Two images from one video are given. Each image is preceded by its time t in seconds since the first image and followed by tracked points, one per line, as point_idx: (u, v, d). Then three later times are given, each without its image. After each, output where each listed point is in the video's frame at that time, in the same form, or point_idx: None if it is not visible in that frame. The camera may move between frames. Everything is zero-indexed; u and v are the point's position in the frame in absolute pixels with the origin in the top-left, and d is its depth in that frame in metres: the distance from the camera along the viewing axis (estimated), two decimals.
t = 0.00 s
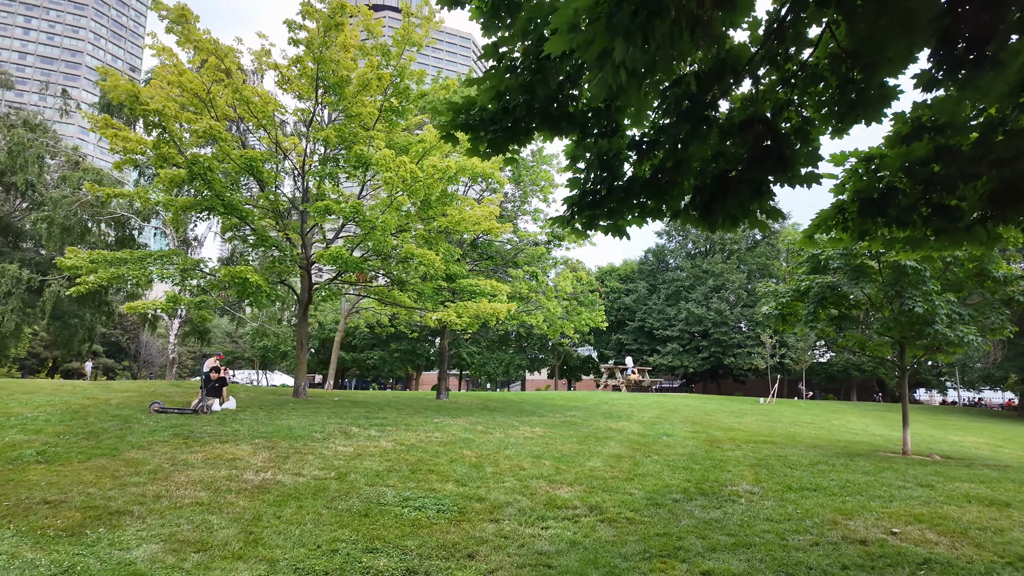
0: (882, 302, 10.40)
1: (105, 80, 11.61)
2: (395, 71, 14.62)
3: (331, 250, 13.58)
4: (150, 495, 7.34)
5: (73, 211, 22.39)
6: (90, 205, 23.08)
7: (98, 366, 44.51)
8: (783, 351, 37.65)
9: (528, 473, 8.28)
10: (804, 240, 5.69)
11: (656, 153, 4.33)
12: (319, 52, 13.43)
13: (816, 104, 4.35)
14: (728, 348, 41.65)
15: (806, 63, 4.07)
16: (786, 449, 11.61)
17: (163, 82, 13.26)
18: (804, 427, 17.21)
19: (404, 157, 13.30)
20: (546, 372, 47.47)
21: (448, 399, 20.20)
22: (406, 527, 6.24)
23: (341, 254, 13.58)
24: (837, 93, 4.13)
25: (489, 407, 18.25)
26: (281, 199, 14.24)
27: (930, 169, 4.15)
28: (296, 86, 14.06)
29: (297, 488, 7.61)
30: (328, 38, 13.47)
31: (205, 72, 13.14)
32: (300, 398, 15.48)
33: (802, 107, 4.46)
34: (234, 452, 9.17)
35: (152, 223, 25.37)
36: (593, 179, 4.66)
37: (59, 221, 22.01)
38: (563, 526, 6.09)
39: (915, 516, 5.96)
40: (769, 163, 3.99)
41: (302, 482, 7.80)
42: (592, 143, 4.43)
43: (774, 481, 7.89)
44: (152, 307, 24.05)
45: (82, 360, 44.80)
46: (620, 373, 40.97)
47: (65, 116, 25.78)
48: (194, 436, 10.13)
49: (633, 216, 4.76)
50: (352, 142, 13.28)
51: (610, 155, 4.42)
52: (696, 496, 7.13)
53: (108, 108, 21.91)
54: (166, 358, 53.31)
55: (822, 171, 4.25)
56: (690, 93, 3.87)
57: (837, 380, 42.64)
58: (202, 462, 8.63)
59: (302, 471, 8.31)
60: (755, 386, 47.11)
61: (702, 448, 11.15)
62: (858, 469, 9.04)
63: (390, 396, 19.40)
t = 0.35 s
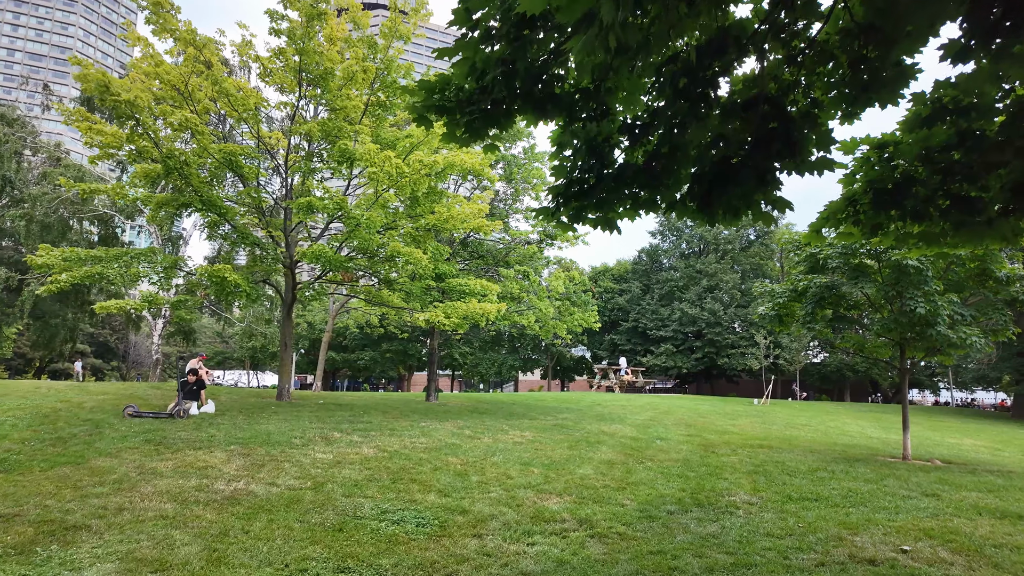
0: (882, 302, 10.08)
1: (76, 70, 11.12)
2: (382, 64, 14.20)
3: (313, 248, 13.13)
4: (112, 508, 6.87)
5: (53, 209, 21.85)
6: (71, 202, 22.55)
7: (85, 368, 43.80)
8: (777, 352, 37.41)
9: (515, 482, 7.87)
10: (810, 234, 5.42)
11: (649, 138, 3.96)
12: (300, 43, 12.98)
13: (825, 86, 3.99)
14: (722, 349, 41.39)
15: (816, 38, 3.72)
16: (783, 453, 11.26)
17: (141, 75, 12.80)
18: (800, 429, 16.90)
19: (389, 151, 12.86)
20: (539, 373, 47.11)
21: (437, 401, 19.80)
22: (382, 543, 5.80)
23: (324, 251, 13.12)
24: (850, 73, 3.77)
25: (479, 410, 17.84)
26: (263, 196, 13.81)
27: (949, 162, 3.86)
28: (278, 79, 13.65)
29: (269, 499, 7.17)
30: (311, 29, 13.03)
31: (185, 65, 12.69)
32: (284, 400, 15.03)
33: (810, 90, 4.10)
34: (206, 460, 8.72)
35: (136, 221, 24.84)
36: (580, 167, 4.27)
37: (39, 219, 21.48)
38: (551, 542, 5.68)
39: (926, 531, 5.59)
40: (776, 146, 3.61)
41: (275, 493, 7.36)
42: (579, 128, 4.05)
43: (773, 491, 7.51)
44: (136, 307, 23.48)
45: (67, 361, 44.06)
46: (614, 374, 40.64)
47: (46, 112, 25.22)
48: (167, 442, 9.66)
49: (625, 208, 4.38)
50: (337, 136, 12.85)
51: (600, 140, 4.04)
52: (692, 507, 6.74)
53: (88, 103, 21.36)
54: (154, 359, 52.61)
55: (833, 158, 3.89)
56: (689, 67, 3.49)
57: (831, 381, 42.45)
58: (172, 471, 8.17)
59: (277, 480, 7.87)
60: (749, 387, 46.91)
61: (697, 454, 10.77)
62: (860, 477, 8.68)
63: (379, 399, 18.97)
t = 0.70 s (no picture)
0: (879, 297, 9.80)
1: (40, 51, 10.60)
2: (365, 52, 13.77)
3: (292, 241, 12.66)
4: (64, 512, 6.41)
5: (26, 202, 21.20)
6: (45, 196, 21.88)
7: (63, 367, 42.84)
8: (766, 352, 37.33)
9: (498, 484, 7.49)
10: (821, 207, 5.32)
11: (643, 104, 3.63)
12: (279, 28, 12.54)
13: (834, 51, 3.66)
14: (711, 348, 41.25)
15: None
16: (774, 453, 11.01)
17: (114, 60, 12.28)
18: (791, 429, 16.70)
19: (369, 140, 12.42)
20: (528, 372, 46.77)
21: (423, 401, 19.39)
22: (352, 551, 5.39)
23: (303, 244, 12.65)
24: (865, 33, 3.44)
25: (465, 409, 17.46)
26: (240, 188, 13.35)
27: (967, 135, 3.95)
28: (255, 66, 13.17)
29: (234, 503, 6.72)
30: (289, 12, 12.55)
31: (160, 50, 12.23)
32: (263, 399, 14.57)
33: (817, 56, 3.76)
34: (173, 461, 8.25)
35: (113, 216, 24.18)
36: (565, 138, 3.90)
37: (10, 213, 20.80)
38: (534, 548, 5.31)
39: (931, 536, 5.27)
40: (787, 109, 3.30)
41: (242, 497, 6.92)
42: (565, 95, 3.72)
43: (768, 492, 7.19)
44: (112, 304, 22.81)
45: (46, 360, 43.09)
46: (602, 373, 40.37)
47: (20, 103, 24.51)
48: (133, 442, 9.16)
49: (615, 184, 4.03)
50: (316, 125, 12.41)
51: (587, 106, 3.68)
52: (683, 510, 6.40)
53: (63, 93, 20.71)
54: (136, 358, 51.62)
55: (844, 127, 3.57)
56: (689, 20, 3.17)
57: (819, 380, 42.52)
58: (135, 473, 7.71)
59: (246, 483, 7.43)
60: (737, 386, 46.89)
61: (688, 453, 10.47)
62: (857, 477, 8.38)
63: (362, 398, 18.51)
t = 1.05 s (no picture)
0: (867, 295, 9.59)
1: None
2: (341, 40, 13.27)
3: (261, 233, 12.11)
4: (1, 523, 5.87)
5: None
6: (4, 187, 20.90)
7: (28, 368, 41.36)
8: (746, 352, 37.42)
9: (474, 490, 7.09)
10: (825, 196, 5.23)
11: (635, 71, 3.41)
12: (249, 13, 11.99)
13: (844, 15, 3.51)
14: (692, 348, 41.23)
15: None
16: (759, 454, 10.77)
17: (73, 41, 11.64)
18: (773, 429, 16.56)
19: (343, 128, 11.92)
20: (509, 372, 46.40)
21: (402, 401, 18.91)
22: (313, 565, 4.95)
23: (272, 237, 12.11)
24: None
25: (443, 410, 17.01)
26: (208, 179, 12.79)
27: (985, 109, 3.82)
28: (225, 52, 12.59)
29: (188, 513, 6.22)
30: None
31: (124, 33, 11.65)
32: (232, 400, 13.98)
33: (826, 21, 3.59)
34: (127, 466, 7.71)
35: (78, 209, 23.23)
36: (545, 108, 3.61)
37: None
38: (511, 561, 4.93)
39: (930, 544, 4.99)
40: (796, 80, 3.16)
41: (198, 505, 6.43)
42: (547, 61, 3.42)
43: (756, 497, 6.90)
44: (77, 302, 21.88)
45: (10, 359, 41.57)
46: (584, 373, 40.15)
47: None
48: (85, 446, 8.57)
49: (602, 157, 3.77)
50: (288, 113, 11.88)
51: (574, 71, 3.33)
52: (670, 517, 6.07)
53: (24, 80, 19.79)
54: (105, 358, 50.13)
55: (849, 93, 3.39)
56: None
57: (798, 380, 42.81)
58: (84, 479, 7.17)
59: (204, 490, 6.93)
60: (717, 386, 47.06)
61: (671, 455, 10.17)
62: (845, 480, 8.14)
63: (337, 398, 17.97)
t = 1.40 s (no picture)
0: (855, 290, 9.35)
1: None
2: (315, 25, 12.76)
3: (228, 225, 11.54)
4: None
5: None
6: None
7: None
8: (728, 351, 37.39)
9: (449, 495, 6.66)
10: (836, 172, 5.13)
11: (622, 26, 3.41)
12: None
13: None
14: (674, 347, 41.11)
15: None
16: (744, 454, 10.50)
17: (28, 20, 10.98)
18: (757, 428, 16.35)
19: (316, 115, 11.42)
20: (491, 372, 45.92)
21: (380, 401, 18.37)
22: None
23: (240, 229, 11.54)
24: None
25: (422, 410, 16.52)
26: (175, 168, 12.22)
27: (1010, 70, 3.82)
28: (192, 35, 12.00)
29: (135, 521, 5.71)
30: None
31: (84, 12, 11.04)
32: (199, 400, 13.37)
33: None
34: (76, 471, 7.16)
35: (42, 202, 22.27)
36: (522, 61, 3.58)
37: None
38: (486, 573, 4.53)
39: (932, 551, 4.70)
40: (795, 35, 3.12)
41: (149, 512, 5.94)
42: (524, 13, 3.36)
43: (745, 500, 6.58)
44: (40, 298, 20.99)
45: None
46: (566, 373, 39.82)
47: None
48: (33, 448, 7.99)
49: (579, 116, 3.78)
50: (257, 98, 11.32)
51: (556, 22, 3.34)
52: (656, 522, 5.72)
53: None
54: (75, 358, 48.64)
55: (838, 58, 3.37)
56: None
57: (778, 380, 42.94)
58: (27, 485, 6.61)
59: (156, 496, 6.41)
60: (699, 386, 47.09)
61: (656, 456, 9.84)
62: (835, 481, 7.86)
63: (312, 398, 17.38)
